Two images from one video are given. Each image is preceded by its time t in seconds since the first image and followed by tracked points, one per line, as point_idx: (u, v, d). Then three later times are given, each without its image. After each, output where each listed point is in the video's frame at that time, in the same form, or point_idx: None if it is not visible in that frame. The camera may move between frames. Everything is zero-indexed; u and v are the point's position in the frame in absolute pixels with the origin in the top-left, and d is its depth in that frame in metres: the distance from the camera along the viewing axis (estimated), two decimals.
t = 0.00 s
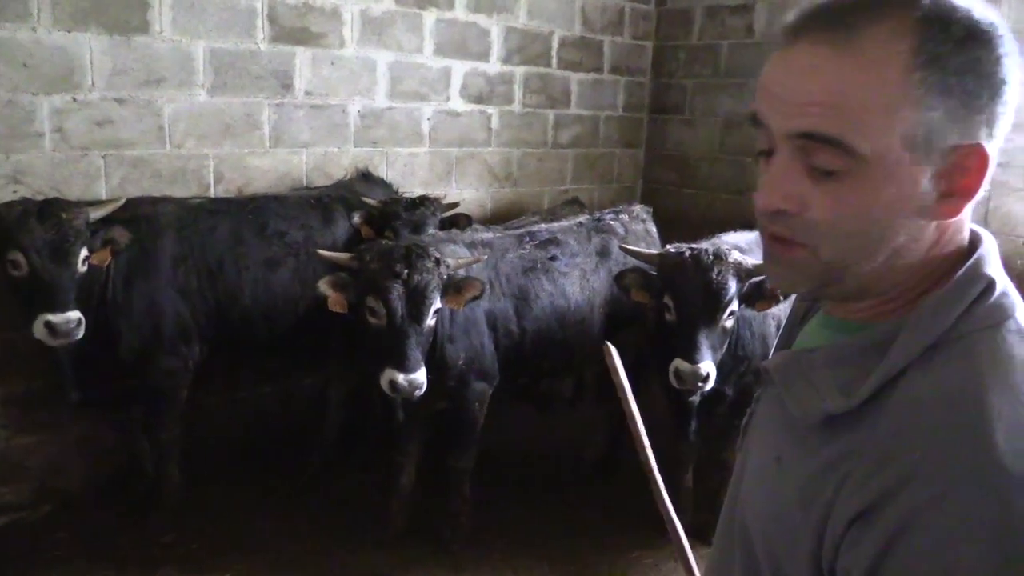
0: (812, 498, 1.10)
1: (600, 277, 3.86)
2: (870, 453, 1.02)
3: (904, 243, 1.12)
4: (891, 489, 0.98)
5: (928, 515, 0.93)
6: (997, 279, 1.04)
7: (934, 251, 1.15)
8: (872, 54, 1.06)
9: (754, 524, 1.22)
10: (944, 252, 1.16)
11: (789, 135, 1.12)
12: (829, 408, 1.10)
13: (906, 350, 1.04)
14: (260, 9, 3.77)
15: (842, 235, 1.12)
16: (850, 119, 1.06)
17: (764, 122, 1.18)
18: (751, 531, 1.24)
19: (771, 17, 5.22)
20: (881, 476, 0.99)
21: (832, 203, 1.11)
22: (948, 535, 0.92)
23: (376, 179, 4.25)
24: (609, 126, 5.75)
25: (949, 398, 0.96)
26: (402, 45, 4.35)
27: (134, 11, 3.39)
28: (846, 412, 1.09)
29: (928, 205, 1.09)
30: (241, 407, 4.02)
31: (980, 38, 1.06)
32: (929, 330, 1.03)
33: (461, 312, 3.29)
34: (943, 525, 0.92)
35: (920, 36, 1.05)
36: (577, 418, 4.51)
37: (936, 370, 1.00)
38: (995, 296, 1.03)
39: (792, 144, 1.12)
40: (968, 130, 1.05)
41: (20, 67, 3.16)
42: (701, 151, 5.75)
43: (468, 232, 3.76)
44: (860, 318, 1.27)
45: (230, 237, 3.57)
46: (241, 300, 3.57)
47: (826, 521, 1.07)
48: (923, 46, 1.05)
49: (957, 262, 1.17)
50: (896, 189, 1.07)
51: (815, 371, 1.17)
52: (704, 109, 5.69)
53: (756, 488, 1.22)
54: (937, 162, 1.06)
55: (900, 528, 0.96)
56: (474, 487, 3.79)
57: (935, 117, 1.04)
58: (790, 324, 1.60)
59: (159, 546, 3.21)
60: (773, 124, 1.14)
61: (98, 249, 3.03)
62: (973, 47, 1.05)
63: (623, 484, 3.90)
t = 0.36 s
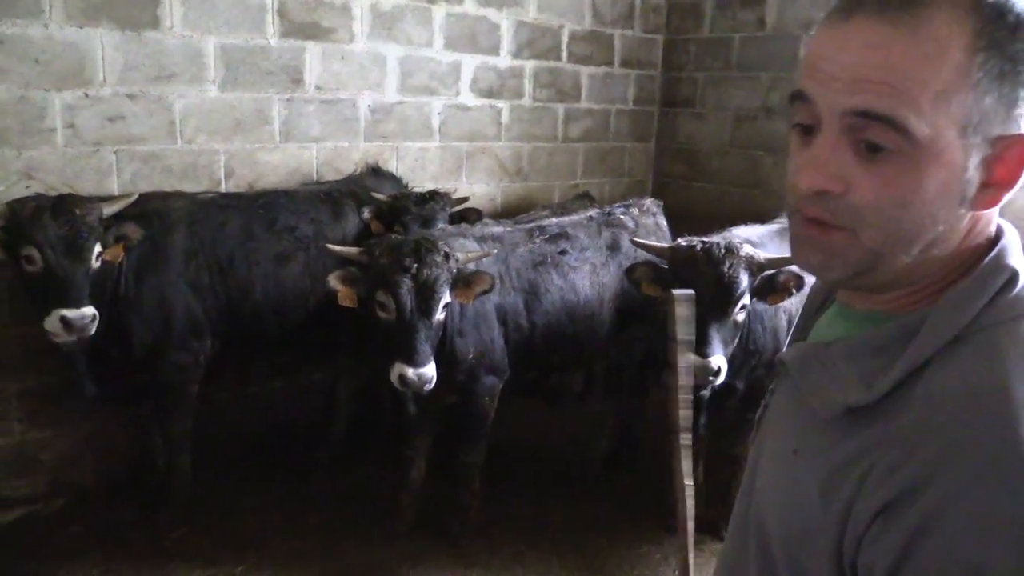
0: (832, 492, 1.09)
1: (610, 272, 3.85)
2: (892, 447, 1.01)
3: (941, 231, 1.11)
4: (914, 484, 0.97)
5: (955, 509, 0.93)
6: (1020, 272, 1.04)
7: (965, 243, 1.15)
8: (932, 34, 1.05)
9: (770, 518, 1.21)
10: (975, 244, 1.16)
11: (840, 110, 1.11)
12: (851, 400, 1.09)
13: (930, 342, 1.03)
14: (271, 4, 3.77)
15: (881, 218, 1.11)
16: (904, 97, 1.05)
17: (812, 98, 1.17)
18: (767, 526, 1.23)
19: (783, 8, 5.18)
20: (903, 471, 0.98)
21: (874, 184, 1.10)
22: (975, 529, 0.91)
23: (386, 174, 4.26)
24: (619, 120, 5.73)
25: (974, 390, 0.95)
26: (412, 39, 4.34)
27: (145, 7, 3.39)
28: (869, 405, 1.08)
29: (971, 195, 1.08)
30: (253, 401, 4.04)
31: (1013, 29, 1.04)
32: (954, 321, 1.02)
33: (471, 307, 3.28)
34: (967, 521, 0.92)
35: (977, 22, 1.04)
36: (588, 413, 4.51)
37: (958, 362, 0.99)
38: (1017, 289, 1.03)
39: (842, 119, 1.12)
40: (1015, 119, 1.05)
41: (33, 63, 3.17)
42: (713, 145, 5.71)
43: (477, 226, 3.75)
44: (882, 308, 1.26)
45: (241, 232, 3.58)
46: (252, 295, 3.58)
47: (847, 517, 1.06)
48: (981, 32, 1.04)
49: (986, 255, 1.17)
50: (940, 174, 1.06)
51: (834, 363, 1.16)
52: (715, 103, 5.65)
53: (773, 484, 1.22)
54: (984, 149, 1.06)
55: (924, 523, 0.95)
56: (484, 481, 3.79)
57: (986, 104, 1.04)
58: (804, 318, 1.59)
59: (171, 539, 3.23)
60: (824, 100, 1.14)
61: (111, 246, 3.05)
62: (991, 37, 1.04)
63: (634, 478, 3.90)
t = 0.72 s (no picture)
0: (841, 487, 1.09)
1: (616, 267, 3.84)
2: (900, 441, 1.01)
3: (944, 222, 1.10)
4: (923, 477, 0.96)
5: (965, 505, 0.92)
6: None
7: (968, 235, 1.14)
8: (930, 24, 1.04)
9: (778, 514, 1.21)
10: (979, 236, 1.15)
11: (840, 101, 1.11)
12: (860, 395, 1.09)
13: (939, 335, 1.02)
14: None
15: (883, 209, 1.11)
16: (904, 87, 1.05)
17: (813, 91, 1.17)
18: (777, 525, 1.23)
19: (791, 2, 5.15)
20: (912, 464, 0.98)
21: (875, 175, 1.10)
22: (986, 523, 0.91)
23: (392, 170, 4.26)
24: (626, 115, 5.71)
25: (984, 382, 0.95)
26: (418, 34, 4.34)
27: (152, 3, 3.40)
28: (878, 399, 1.08)
29: (972, 186, 1.08)
30: (260, 396, 4.05)
31: (1014, 22, 1.03)
32: (963, 315, 1.02)
33: (476, 302, 3.28)
34: (977, 514, 0.91)
35: (976, 12, 1.04)
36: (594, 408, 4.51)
37: (968, 355, 0.99)
38: None
39: (842, 110, 1.11)
40: (1017, 108, 1.04)
41: (40, 59, 3.18)
42: (719, 140, 5.69)
43: (482, 221, 3.75)
44: (887, 304, 1.25)
45: (247, 227, 3.59)
46: (258, 290, 3.59)
47: (856, 515, 1.06)
48: (979, 22, 1.03)
49: (992, 249, 1.16)
50: (942, 163, 1.06)
51: (841, 359, 1.16)
52: (722, 97, 5.63)
53: (781, 482, 1.21)
54: (986, 139, 1.06)
55: (933, 517, 0.94)
56: (490, 476, 3.80)
57: (985, 94, 1.03)
58: (811, 316, 1.58)
59: (178, 533, 3.24)
60: (823, 91, 1.13)
61: (113, 245, 3.08)
62: (996, 31, 1.03)
63: (640, 473, 3.90)
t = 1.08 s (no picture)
0: (834, 484, 1.09)
1: (614, 266, 3.84)
2: (893, 437, 1.01)
3: (934, 217, 1.10)
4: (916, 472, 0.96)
5: (957, 501, 0.92)
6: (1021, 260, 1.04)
7: (959, 230, 1.14)
8: (915, 20, 1.05)
9: (773, 512, 1.21)
10: (970, 233, 1.15)
11: (827, 97, 1.11)
12: (854, 392, 1.09)
13: (931, 333, 1.03)
14: None
15: (872, 205, 1.11)
16: (891, 83, 1.05)
17: (801, 89, 1.17)
18: (772, 523, 1.23)
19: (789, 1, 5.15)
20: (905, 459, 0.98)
21: (863, 171, 1.10)
22: (977, 520, 0.91)
23: (390, 168, 4.25)
24: (624, 114, 5.71)
25: (975, 376, 0.96)
26: (416, 32, 4.34)
27: None
28: (872, 397, 1.08)
29: (961, 180, 1.07)
30: (259, 395, 4.05)
31: (997, 19, 1.05)
32: (957, 312, 1.02)
33: (474, 301, 3.28)
34: (969, 509, 0.91)
35: (961, 8, 1.05)
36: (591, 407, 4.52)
37: (961, 351, 0.99)
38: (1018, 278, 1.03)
39: (830, 107, 1.11)
40: (1004, 103, 1.04)
41: (36, 56, 3.17)
42: (716, 138, 5.70)
43: (480, 220, 3.75)
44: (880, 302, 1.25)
45: (245, 225, 3.58)
46: (256, 288, 3.58)
47: (849, 512, 1.06)
48: (964, 18, 1.04)
49: (984, 245, 1.16)
50: (929, 159, 1.06)
51: (835, 358, 1.16)
52: (719, 96, 5.63)
53: (776, 479, 1.21)
54: (974, 134, 1.05)
55: (926, 513, 0.94)
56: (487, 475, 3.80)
57: (972, 89, 1.03)
58: (806, 315, 1.59)
59: (174, 531, 3.24)
60: (811, 89, 1.14)
61: (93, 247, 3.03)
62: (981, 28, 1.04)
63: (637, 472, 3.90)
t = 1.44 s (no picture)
0: (831, 484, 1.09)
1: (612, 265, 3.84)
2: (890, 438, 1.01)
3: (928, 216, 1.10)
4: (913, 474, 0.97)
5: (954, 503, 0.92)
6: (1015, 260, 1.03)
7: (952, 230, 1.14)
8: (910, 19, 1.05)
9: (771, 511, 1.21)
10: (964, 232, 1.15)
11: (822, 96, 1.11)
12: (850, 392, 1.09)
13: (927, 333, 1.03)
14: None
15: (865, 203, 1.11)
16: (885, 82, 1.05)
17: (797, 87, 1.17)
18: (769, 523, 1.23)
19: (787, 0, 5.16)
20: (902, 461, 0.98)
21: (857, 169, 1.10)
22: (973, 523, 0.90)
23: (387, 166, 4.25)
24: (621, 113, 5.72)
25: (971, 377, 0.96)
26: (414, 31, 4.33)
27: None
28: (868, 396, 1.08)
29: (955, 179, 1.08)
30: (255, 393, 4.04)
31: (993, 18, 1.04)
32: (953, 312, 1.02)
33: (471, 299, 3.28)
34: (964, 510, 0.91)
35: (957, 6, 1.05)
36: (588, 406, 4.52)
37: (957, 351, 0.99)
38: (1012, 278, 1.03)
39: (825, 105, 1.12)
40: (998, 102, 1.05)
41: (32, 53, 3.16)
42: (713, 138, 5.70)
43: (479, 218, 3.75)
44: (875, 303, 1.25)
45: (242, 223, 3.57)
46: (252, 286, 3.58)
47: (846, 513, 1.06)
48: (959, 17, 1.04)
49: (978, 245, 1.16)
50: (923, 156, 1.06)
51: (832, 358, 1.16)
52: (717, 96, 5.64)
53: (774, 479, 1.21)
54: (968, 133, 1.06)
55: (923, 514, 0.94)
56: (483, 473, 3.81)
57: (966, 87, 1.04)
58: (799, 316, 1.59)
59: (170, 530, 3.24)
60: (806, 87, 1.14)
61: (82, 241, 3.07)
62: (976, 28, 1.04)
63: (634, 471, 3.91)
